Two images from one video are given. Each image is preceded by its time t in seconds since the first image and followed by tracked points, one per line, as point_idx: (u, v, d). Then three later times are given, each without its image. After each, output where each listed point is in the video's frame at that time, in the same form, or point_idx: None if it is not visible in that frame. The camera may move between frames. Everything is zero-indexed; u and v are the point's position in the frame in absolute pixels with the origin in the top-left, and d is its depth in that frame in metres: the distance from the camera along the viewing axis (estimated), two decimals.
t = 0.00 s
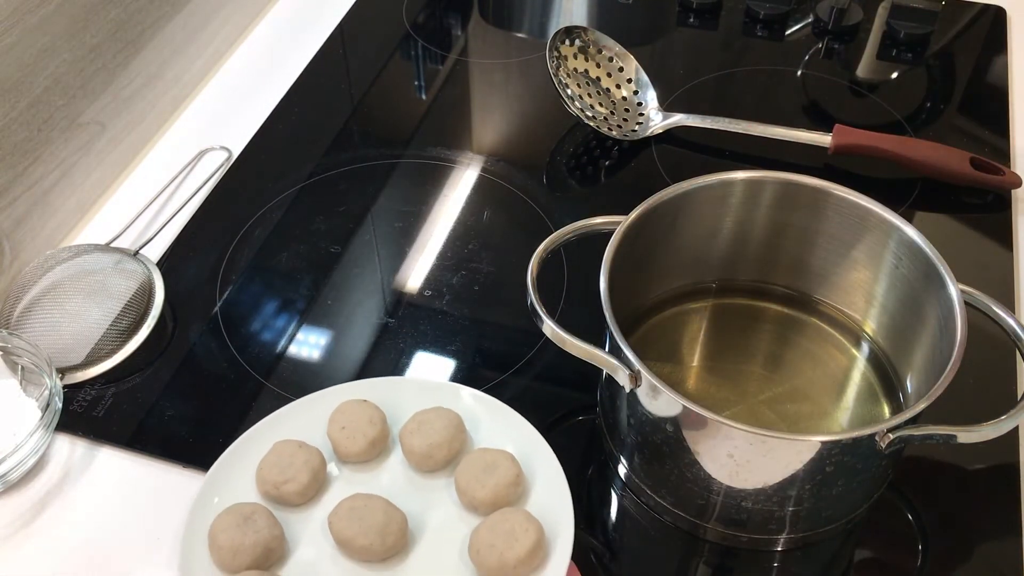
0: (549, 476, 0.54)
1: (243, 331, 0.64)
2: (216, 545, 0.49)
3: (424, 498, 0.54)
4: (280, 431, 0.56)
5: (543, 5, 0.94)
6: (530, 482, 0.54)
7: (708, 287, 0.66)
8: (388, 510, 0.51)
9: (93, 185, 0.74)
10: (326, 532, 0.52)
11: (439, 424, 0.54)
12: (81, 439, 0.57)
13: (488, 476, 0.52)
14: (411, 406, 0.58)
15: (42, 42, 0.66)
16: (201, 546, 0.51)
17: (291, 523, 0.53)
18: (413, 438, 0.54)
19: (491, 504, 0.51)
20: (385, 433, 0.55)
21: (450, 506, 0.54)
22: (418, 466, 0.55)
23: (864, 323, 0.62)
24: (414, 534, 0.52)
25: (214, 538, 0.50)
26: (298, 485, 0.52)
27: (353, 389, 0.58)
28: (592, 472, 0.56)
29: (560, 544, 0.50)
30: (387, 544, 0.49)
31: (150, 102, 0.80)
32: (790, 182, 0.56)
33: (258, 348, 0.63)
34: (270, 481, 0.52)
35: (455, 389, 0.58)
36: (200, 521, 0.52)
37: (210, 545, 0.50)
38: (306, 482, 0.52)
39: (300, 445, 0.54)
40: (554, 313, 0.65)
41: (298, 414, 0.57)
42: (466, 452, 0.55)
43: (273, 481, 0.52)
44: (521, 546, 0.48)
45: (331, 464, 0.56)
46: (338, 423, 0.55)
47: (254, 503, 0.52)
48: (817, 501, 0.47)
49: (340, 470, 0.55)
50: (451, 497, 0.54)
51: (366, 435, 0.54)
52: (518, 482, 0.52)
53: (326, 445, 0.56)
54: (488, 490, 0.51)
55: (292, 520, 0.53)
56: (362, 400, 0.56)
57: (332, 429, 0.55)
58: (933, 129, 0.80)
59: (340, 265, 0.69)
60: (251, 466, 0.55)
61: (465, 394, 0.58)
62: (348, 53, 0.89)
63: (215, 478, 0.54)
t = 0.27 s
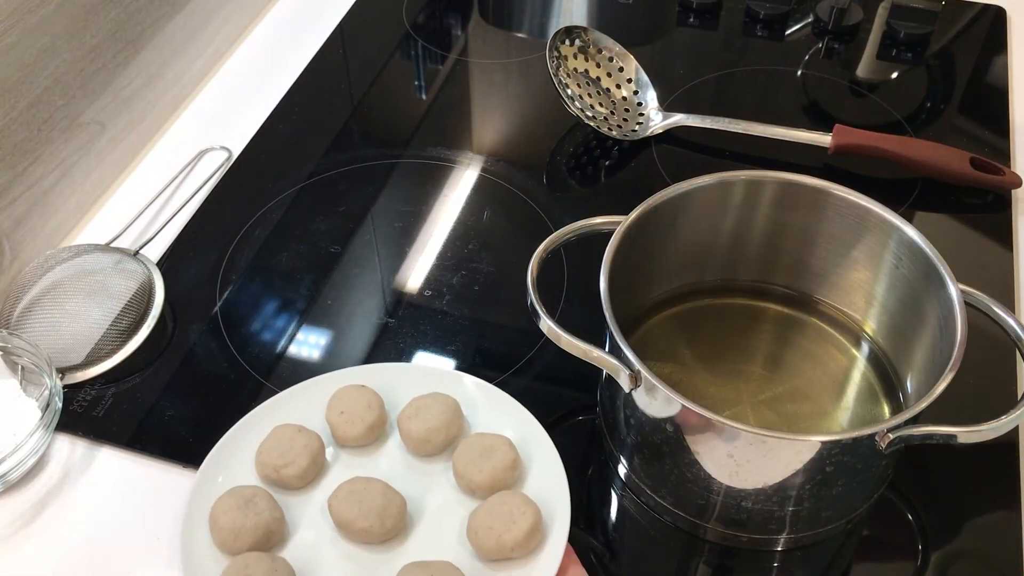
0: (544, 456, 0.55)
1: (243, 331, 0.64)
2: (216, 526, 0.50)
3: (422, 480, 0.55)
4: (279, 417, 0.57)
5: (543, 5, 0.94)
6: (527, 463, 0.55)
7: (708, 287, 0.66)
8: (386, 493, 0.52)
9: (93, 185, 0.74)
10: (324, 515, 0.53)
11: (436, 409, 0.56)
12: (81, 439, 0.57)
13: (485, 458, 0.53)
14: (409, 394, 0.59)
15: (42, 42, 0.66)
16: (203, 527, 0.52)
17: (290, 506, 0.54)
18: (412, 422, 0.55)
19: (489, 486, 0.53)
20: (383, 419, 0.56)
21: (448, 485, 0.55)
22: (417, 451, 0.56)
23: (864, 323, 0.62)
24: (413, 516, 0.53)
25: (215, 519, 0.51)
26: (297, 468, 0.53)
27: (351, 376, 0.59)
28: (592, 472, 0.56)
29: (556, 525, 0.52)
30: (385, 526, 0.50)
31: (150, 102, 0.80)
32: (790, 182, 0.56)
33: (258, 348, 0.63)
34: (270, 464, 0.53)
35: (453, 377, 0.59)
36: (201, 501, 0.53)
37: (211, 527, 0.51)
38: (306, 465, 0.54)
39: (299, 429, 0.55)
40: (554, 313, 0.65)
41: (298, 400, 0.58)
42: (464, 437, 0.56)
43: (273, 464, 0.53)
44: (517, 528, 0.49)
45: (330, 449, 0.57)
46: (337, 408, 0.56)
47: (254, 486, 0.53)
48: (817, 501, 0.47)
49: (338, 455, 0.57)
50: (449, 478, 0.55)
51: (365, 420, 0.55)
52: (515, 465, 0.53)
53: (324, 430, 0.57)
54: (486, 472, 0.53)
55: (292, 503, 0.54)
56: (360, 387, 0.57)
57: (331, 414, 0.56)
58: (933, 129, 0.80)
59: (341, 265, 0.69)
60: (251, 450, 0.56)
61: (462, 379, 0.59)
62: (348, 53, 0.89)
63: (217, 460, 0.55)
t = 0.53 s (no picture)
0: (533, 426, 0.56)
1: (243, 331, 0.64)
2: (213, 474, 0.53)
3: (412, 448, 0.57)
4: (285, 371, 0.60)
5: (543, 5, 0.94)
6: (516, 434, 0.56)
7: (708, 287, 0.66)
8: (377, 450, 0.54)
9: (93, 184, 0.74)
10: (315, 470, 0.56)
11: (436, 377, 0.57)
12: (81, 439, 0.57)
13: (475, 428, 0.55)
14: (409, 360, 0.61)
15: (42, 42, 0.66)
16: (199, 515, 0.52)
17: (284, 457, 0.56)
18: (410, 388, 0.57)
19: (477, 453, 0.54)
20: (384, 382, 0.58)
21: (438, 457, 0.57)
22: (412, 416, 0.58)
23: (864, 323, 0.62)
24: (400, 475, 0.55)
25: (211, 462, 0.53)
26: (296, 422, 0.56)
27: (357, 340, 0.62)
28: (592, 472, 0.56)
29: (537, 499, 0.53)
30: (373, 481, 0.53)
31: (150, 102, 0.80)
32: (790, 182, 0.56)
33: (258, 348, 0.63)
34: (271, 414, 0.56)
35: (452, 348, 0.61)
36: (198, 444, 0.55)
37: (207, 467, 0.53)
38: (304, 418, 0.56)
39: (302, 385, 0.57)
40: (554, 313, 0.65)
41: (304, 357, 0.61)
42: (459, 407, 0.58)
43: (273, 415, 0.56)
44: (501, 493, 0.51)
45: (329, 406, 0.59)
46: (340, 368, 0.58)
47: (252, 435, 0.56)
48: (817, 502, 0.47)
49: (337, 412, 0.59)
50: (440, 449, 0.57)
51: (365, 381, 0.57)
52: (504, 435, 0.55)
53: (325, 387, 0.60)
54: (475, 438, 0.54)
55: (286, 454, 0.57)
56: (365, 350, 0.59)
57: (335, 373, 0.58)
58: (933, 129, 0.80)
59: (340, 265, 0.69)
60: (254, 402, 0.58)
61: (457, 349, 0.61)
62: (348, 53, 0.89)
63: (222, 406, 0.58)
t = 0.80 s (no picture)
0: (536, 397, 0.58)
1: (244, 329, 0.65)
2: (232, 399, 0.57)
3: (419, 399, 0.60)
4: (314, 313, 0.64)
5: (543, 6, 0.94)
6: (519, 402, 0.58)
7: (708, 287, 0.66)
8: (386, 399, 0.57)
9: (93, 185, 0.74)
10: (325, 410, 0.59)
11: (454, 337, 0.60)
12: (81, 439, 0.57)
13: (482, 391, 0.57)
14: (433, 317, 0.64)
15: (42, 42, 0.66)
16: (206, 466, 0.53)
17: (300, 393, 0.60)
18: (429, 344, 0.60)
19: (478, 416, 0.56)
20: (405, 335, 0.62)
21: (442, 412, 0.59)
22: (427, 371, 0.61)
23: (864, 323, 0.62)
24: (403, 427, 0.58)
25: (231, 391, 0.57)
26: (316, 360, 0.60)
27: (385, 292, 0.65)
28: (592, 472, 0.56)
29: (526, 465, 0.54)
30: (376, 427, 0.55)
31: (150, 102, 0.80)
32: (791, 182, 0.56)
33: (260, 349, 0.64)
34: (296, 350, 0.60)
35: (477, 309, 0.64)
36: (222, 370, 0.59)
37: (229, 397, 0.57)
38: (325, 358, 0.60)
39: (328, 327, 0.61)
40: (554, 314, 0.65)
41: (331, 303, 0.65)
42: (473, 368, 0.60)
43: (297, 352, 0.60)
44: (493, 455, 0.52)
45: (353, 350, 0.63)
46: (365, 315, 0.62)
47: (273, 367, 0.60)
48: (817, 502, 0.47)
49: (359, 357, 0.63)
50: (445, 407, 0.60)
51: (387, 331, 0.61)
52: (507, 402, 0.57)
53: (351, 332, 0.64)
54: (478, 403, 0.56)
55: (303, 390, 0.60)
56: (392, 302, 0.63)
57: (360, 319, 0.62)
58: (933, 129, 0.80)
59: (340, 266, 0.70)
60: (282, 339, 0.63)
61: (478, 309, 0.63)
62: (348, 52, 0.89)
63: (251, 340, 0.62)
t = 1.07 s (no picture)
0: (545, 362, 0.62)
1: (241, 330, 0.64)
2: (265, 329, 0.63)
3: (433, 351, 0.65)
4: (357, 258, 0.70)
5: (543, 6, 0.94)
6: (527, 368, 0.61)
7: (708, 287, 0.66)
8: (401, 348, 0.61)
9: (93, 185, 0.74)
10: (345, 349, 0.65)
11: (478, 300, 0.64)
12: (81, 439, 0.57)
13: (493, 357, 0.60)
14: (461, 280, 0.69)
15: (42, 42, 0.66)
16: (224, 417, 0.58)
17: (328, 329, 0.66)
18: (454, 303, 0.65)
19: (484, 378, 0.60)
20: (435, 290, 0.66)
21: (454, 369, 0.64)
22: (450, 327, 0.65)
23: (864, 323, 0.62)
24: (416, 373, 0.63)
25: (267, 319, 0.63)
26: (348, 302, 0.65)
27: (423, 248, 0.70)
28: (592, 472, 0.56)
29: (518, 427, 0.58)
30: (386, 372, 0.60)
31: (150, 102, 0.80)
32: (790, 182, 0.56)
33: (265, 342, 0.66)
34: (333, 289, 0.66)
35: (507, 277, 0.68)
36: (255, 308, 0.65)
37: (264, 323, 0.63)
38: (356, 301, 0.65)
39: (365, 274, 0.66)
40: (554, 313, 0.65)
41: (370, 252, 0.70)
42: (492, 331, 0.65)
43: (335, 291, 0.66)
44: (484, 413, 0.56)
45: (387, 296, 0.68)
46: (402, 267, 0.67)
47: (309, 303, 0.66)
48: (817, 501, 0.47)
49: (393, 304, 0.68)
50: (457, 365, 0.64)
51: (417, 284, 0.66)
52: (514, 367, 0.60)
53: (388, 280, 0.69)
54: (486, 365, 0.60)
55: (332, 326, 0.66)
56: (429, 259, 0.68)
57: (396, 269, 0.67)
58: (933, 129, 0.80)
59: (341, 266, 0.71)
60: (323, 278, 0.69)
61: (502, 276, 0.68)
62: (348, 52, 0.89)
63: (294, 275, 0.68)
